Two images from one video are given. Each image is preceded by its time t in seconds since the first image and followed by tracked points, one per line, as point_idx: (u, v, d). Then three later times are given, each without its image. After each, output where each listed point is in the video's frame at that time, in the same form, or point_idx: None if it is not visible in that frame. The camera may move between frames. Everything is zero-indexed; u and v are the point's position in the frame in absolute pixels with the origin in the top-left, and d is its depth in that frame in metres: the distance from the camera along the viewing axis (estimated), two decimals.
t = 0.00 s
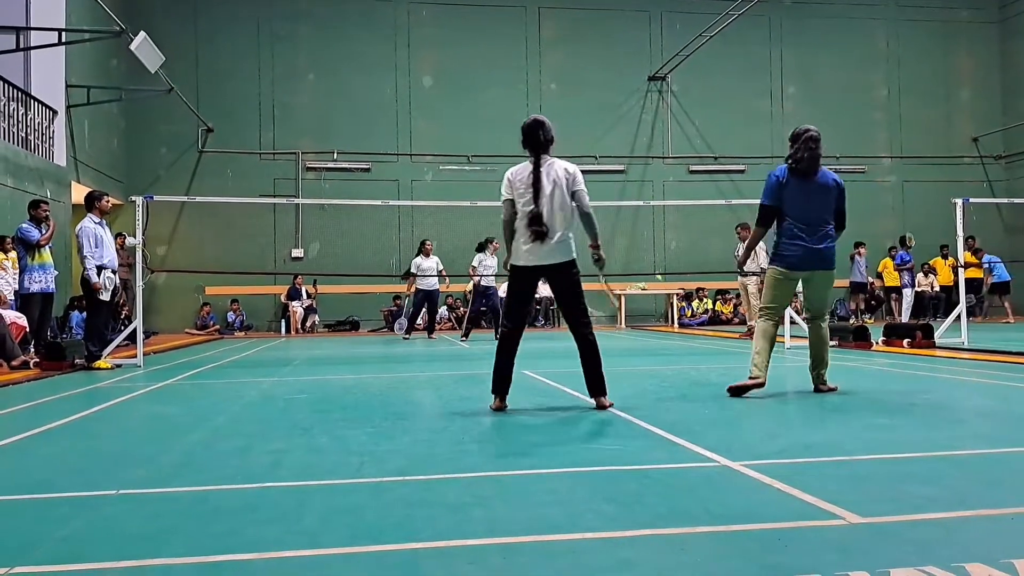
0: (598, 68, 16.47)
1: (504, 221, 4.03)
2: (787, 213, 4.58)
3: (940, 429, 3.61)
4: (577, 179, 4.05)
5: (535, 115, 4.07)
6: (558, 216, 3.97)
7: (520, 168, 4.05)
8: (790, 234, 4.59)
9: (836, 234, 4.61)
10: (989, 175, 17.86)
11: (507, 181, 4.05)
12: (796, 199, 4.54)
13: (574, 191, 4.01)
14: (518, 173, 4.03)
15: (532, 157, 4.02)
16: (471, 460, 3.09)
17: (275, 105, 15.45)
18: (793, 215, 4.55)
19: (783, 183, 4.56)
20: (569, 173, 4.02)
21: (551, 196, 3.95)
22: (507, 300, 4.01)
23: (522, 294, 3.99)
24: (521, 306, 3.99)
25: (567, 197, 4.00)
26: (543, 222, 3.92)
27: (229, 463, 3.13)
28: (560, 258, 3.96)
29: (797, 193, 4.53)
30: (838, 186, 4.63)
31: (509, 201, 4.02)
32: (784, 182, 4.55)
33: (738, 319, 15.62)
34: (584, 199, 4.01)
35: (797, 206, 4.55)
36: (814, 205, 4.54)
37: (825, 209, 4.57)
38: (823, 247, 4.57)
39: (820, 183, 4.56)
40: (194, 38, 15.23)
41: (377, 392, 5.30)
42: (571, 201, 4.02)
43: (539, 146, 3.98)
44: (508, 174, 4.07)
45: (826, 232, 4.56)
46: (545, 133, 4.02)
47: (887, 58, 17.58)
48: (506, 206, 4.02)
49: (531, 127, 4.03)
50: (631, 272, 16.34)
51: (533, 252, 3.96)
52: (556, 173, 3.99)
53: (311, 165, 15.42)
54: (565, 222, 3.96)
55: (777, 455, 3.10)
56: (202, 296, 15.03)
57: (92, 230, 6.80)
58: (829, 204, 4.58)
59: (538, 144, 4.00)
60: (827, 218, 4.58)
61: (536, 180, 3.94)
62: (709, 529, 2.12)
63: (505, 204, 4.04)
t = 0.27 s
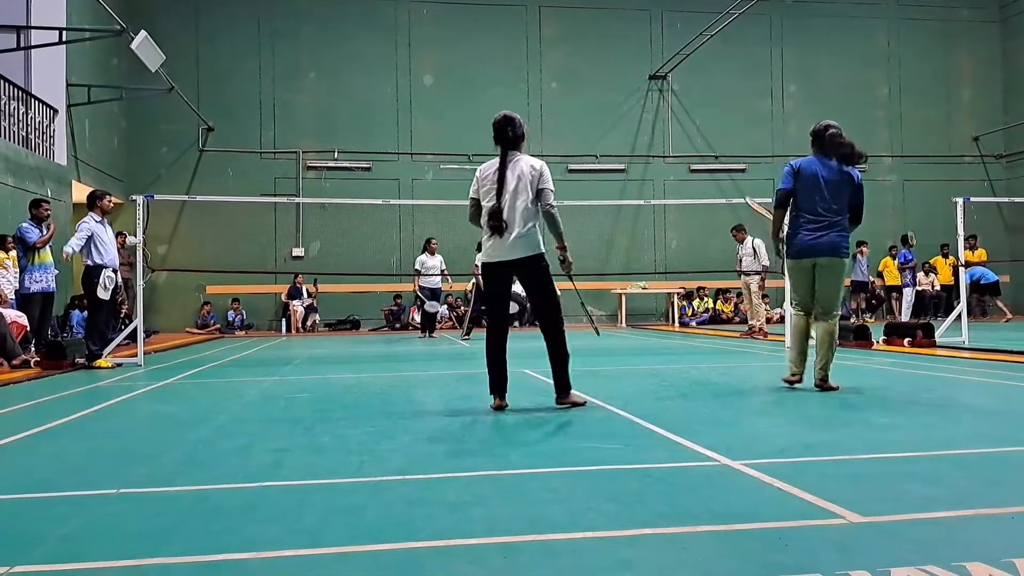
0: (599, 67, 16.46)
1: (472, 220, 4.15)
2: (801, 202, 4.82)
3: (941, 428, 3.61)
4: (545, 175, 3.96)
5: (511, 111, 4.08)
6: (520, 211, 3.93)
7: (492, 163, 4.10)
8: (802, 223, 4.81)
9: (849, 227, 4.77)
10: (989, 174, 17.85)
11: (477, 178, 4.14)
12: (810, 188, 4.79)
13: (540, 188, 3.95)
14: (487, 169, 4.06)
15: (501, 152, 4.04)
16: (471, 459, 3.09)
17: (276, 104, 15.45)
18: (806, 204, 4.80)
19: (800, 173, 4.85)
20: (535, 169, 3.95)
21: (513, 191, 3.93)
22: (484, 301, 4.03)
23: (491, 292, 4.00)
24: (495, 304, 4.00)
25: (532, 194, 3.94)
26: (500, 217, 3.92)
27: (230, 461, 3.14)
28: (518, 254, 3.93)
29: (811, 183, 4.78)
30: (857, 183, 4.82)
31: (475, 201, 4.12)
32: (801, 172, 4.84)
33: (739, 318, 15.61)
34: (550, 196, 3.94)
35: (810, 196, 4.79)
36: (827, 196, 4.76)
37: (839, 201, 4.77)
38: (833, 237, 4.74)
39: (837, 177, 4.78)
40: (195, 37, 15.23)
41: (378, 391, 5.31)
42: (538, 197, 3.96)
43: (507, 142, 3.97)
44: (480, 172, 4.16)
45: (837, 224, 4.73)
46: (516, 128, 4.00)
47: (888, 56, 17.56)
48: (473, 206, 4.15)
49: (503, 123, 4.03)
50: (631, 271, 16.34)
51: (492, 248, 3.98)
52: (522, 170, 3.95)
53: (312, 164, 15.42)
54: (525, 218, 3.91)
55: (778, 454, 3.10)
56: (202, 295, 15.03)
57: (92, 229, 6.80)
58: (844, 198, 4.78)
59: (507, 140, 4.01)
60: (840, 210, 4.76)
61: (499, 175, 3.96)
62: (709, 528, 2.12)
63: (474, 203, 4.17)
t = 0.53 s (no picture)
0: (600, 66, 16.45)
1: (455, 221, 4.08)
2: (808, 212, 5.01)
3: (942, 427, 3.61)
4: (524, 172, 3.80)
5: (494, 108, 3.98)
6: (498, 211, 3.81)
7: (472, 162, 4.02)
8: (812, 231, 4.96)
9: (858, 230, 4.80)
10: (990, 173, 17.84)
11: (460, 178, 4.08)
12: (814, 197, 4.97)
13: (519, 186, 3.80)
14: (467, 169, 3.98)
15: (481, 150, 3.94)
16: (473, 458, 3.09)
17: (277, 103, 15.45)
18: (813, 213, 4.96)
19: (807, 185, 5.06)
20: (514, 167, 3.81)
21: (491, 191, 3.83)
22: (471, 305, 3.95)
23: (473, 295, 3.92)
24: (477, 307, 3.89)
25: (511, 192, 3.81)
26: (477, 217, 3.81)
27: (231, 461, 3.14)
28: (495, 256, 3.81)
29: (814, 192, 4.97)
30: (865, 185, 4.86)
31: (458, 201, 4.05)
32: (805, 183, 5.04)
33: (739, 317, 15.62)
34: (529, 195, 3.77)
35: (816, 204, 4.96)
36: (830, 202, 4.89)
37: (845, 206, 4.86)
38: (841, 241, 4.82)
39: (841, 182, 4.89)
40: (196, 36, 15.23)
41: (379, 390, 5.31)
42: (518, 196, 3.81)
43: (485, 140, 3.87)
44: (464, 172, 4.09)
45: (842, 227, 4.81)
46: (496, 124, 3.89)
47: (889, 55, 17.55)
48: (456, 206, 4.08)
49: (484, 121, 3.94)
50: (632, 270, 16.34)
51: (471, 250, 3.87)
52: (500, 168, 3.83)
53: (313, 163, 15.42)
54: (503, 218, 3.79)
55: (779, 453, 3.10)
56: (204, 293, 15.04)
57: (96, 228, 6.87)
58: (850, 203, 4.85)
59: (487, 137, 3.91)
60: (846, 215, 4.83)
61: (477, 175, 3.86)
62: (710, 527, 2.12)
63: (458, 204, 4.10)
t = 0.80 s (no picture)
0: (601, 64, 16.44)
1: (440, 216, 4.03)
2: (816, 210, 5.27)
3: (942, 426, 3.61)
4: (513, 169, 3.73)
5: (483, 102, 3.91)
6: (485, 207, 3.75)
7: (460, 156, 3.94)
8: (820, 228, 5.21)
9: (864, 226, 5.04)
10: (991, 173, 17.85)
11: (447, 172, 4.02)
12: (822, 195, 5.23)
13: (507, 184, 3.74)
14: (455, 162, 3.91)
15: (469, 144, 3.88)
16: (474, 456, 3.10)
17: (277, 101, 15.44)
18: (820, 210, 5.22)
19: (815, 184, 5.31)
20: (502, 163, 3.74)
21: (478, 187, 3.77)
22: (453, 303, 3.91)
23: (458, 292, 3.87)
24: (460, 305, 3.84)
25: (499, 189, 3.75)
26: (464, 213, 3.75)
27: (231, 459, 3.14)
28: (481, 254, 3.75)
29: (821, 190, 5.22)
30: (870, 183, 5.10)
31: (444, 196, 3.99)
32: (813, 182, 5.30)
33: (739, 316, 15.62)
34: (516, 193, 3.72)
35: (823, 202, 5.21)
36: (837, 199, 5.14)
37: (851, 203, 5.11)
38: (847, 237, 5.06)
39: (847, 181, 5.14)
40: (197, 34, 15.21)
41: (379, 388, 5.31)
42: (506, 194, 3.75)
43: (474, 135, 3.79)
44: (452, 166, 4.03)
45: (850, 224, 5.06)
46: (484, 118, 3.82)
47: (890, 55, 17.54)
48: (442, 201, 4.03)
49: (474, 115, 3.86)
50: (633, 269, 16.34)
51: (458, 247, 3.81)
52: (488, 164, 3.76)
53: (313, 161, 15.40)
54: (490, 216, 3.73)
55: (780, 451, 3.11)
56: (204, 292, 15.03)
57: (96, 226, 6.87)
58: (856, 200, 5.11)
59: (475, 131, 3.84)
60: (852, 212, 5.09)
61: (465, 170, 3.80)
62: (711, 525, 2.13)
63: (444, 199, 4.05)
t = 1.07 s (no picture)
0: (601, 62, 16.44)
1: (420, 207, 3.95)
2: (832, 209, 5.32)
3: (941, 424, 3.61)
4: (500, 161, 3.73)
5: (462, 90, 3.85)
6: (474, 199, 3.72)
7: (440, 147, 3.87)
8: (836, 228, 5.26)
9: (880, 229, 5.14)
10: (991, 171, 17.83)
11: (426, 162, 3.93)
12: (840, 196, 5.28)
13: (495, 175, 3.72)
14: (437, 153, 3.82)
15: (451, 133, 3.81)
16: (474, 454, 3.09)
17: (278, 99, 15.43)
18: (838, 210, 5.27)
19: (833, 184, 5.35)
20: (489, 154, 3.72)
21: (467, 179, 3.72)
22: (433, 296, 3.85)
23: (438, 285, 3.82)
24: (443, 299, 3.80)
25: (486, 181, 3.72)
26: (455, 205, 3.69)
27: (231, 457, 3.14)
28: (471, 247, 3.72)
29: (840, 190, 5.27)
30: (888, 188, 5.22)
31: (424, 187, 3.91)
32: (832, 181, 5.34)
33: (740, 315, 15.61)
34: (504, 185, 3.72)
35: (840, 202, 5.26)
36: (855, 201, 5.21)
37: (869, 205, 5.19)
38: (863, 238, 5.14)
39: (866, 183, 5.21)
40: (197, 32, 15.20)
41: (380, 386, 5.31)
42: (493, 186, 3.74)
43: (457, 125, 3.74)
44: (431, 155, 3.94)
45: (866, 226, 5.14)
46: (466, 107, 3.77)
47: (890, 53, 17.53)
48: (422, 192, 3.94)
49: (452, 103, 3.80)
50: (633, 267, 16.34)
51: (447, 240, 3.74)
52: (475, 156, 3.72)
53: (313, 159, 15.39)
54: (482, 209, 3.71)
55: (779, 449, 3.11)
56: (204, 290, 15.02)
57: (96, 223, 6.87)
58: (873, 203, 5.19)
59: (458, 121, 3.78)
60: (869, 214, 5.17)
61: (451, 159, 3.73)
62: (710, 523, 2.13)
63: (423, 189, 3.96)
